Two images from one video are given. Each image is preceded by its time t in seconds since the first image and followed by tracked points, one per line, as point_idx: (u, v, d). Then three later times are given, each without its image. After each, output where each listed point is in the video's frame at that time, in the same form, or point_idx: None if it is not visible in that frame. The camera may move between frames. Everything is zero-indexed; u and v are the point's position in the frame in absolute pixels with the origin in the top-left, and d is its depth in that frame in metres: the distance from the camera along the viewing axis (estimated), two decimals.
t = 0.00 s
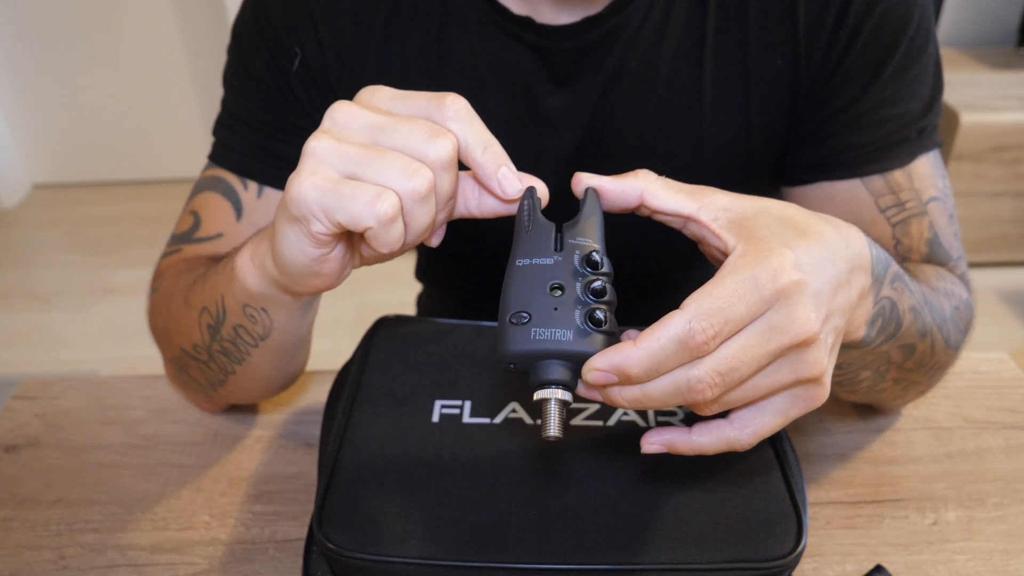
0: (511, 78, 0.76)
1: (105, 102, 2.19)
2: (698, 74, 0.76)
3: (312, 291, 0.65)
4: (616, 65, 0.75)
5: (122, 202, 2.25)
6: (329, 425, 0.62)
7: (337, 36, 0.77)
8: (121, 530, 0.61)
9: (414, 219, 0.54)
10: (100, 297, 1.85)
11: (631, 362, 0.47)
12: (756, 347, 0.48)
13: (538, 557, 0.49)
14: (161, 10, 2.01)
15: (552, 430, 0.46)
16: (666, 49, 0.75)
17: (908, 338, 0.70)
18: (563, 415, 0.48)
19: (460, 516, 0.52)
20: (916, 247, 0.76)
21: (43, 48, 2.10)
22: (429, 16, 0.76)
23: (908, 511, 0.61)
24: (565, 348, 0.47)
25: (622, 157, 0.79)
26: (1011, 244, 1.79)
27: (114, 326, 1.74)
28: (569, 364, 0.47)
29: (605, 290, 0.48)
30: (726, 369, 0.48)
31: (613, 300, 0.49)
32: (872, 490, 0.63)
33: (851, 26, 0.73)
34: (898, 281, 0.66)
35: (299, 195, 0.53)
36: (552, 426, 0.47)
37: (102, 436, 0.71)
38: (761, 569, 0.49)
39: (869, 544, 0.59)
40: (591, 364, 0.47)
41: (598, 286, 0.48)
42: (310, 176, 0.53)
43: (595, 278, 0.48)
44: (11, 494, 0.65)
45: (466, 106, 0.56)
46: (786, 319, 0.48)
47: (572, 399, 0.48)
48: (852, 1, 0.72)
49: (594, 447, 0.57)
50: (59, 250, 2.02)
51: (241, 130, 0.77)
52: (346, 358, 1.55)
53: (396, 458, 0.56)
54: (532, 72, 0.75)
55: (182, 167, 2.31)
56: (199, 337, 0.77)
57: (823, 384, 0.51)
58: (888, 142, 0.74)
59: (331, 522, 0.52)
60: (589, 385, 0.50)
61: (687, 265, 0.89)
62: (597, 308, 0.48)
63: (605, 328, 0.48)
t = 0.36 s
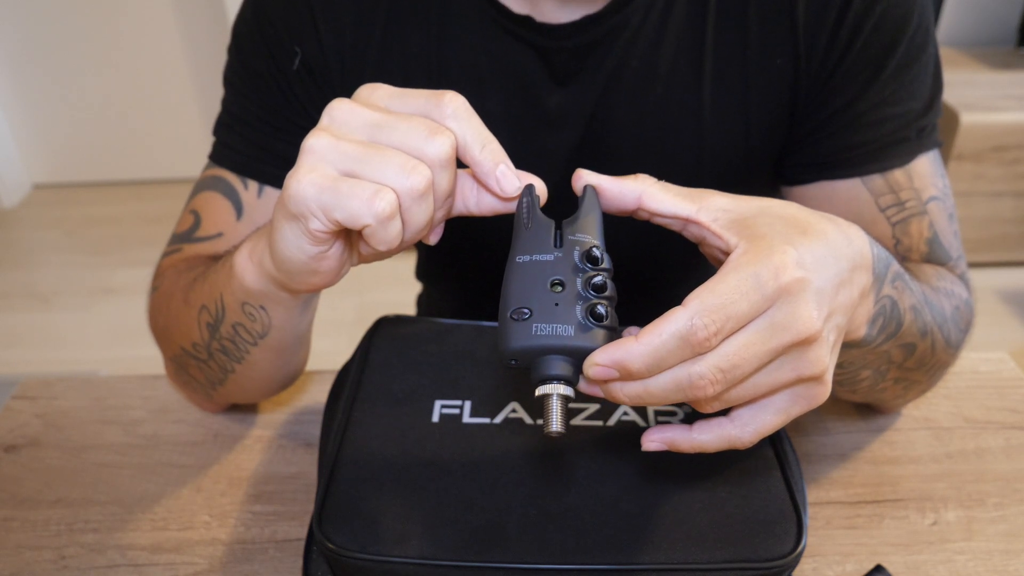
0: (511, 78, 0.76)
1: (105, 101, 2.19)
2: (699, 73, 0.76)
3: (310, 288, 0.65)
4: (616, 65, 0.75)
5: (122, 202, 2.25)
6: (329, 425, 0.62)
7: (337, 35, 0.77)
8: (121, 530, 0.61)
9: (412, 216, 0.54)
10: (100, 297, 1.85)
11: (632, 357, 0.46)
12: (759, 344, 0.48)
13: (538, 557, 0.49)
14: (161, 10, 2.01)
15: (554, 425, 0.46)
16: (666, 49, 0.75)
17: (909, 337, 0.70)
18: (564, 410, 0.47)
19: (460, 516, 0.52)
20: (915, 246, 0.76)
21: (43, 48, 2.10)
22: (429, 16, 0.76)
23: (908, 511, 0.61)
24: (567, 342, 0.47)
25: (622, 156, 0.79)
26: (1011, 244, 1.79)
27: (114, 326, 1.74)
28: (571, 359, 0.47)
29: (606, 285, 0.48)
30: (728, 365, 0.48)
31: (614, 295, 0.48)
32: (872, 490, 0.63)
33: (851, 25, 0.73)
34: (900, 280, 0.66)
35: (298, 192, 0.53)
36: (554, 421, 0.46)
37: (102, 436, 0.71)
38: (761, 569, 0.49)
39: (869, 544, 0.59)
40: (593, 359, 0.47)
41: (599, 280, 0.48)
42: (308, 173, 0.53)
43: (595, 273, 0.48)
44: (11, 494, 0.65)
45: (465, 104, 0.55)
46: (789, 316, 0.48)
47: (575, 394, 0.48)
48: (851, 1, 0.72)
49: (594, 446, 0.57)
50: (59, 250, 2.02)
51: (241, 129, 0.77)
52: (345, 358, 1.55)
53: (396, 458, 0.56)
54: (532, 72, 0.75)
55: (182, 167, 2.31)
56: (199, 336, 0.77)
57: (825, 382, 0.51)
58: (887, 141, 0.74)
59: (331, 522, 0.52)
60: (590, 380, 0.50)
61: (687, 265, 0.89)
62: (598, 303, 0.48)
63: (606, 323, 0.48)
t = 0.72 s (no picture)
0: (512, 78, 0.76)
1: (105, 101, 2.19)
2: (699, 73, 0.76)
3: (310, 291, 0.65)
4: (617, 64, 0.75)
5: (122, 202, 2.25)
6: (329, 425, 0.62)
7: (337, 35, 0.77)
8: (121, 530, 0.61)
9: (413, 225, 0.54)
10: (100, 296, 1.85)
11: (640, 353, 0.46)
12: (767, 341, 0.48)
13: (538, 557, 0.49)
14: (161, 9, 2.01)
15: (561, 420, 0.46)
16: (667, 49, 0.75)
17: (913, 336, 0.69)
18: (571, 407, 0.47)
19: (461, 515, 0.52)
20: (917, 246, 0.76)
21: (43, 48, 2.10)
22: (430, 16, 0.76)
23: (908, 511, 0.61)
24: (574, 338, 0.47)
25: (622, 156, 0.79)
26: (1010, 243, 1.79)
27: (114, 326, 1.74)
28: (577, 354, 0.47)
29: (611, 281, 0.48)
30: (736, 363, 0.48)
31: (619, 292, 0.49)
32: (872, 490, 0.63)
33: (853, 24, 0.73)
34: (903, 279, 0.65)
35: (298, 199, 0.53)
36: (561, 417, 0.46)
37: (103, 436, 0.71)
38: (762, 569, 0.49)
39: (869, 544, 0.59)
40: (600, 354, 0.47)
41: (604, 277, 0.48)
42: (309, 179, 0.52)
43: (599, 270, 0.49)
44: (11, 494, 0.65)
45: (467, 112, 0.56)
46: (798, 313, 0.48)
47: (580, 391, 0.48)
48: None
49: (594, 446, 0.57)
50: (59, 250, 2.02)
51: (242, 129, 0.77)
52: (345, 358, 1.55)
53: (396, 457, 0.56)
54: (533, 71, 0.75)
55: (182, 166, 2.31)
56: (198, 336, 0.77)
57: (832, 381, 0.51)
58: (889, 140, 0.74)
59: (331, 522, 0.52)
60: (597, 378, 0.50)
61: (687, 265, 0.89)
62: (604, 299, 0.48)
63: (612, 318, 0.48)
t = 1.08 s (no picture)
0: (512, 77, 0.76)
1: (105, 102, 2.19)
2: (700, 72, 0.76)
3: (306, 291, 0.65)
4: (617, 64, 0.75)
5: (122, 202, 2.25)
6: (328, 425, 0.62)
7: (338, 35, 0.76)
8: (121, 531, 0.61)
9: (407, 225, 0.54)
10: (100, 297, 1.84)
11: (637, 353, 0.46)
12: (764, 342, 0.48)
13: (538, 557, 0.49)
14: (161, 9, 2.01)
15: (556, 419, 0.46)
16: (667, 48, 0.75)
17: (912, 338, 0.69)
18: (567, 405, 0.47)
19: (461, 515, 0.52)
20: (917, 246, 0.76)
21: (43, 48, 2.10)
22: (430, 16, 0.76)
23: (908, 511, 0.61)
24: (571, 337, 0.47)
25: (622, 156, 0.79)
26: (1010, 243, 1.79)
27: (113, 326, 1.74)
28: (574, 352, 0.47)
29: (609, 280, 0.48)
30: (734, 363, 0.48)
31: (617, 291, 0.49)
32: (872, 490, 0.63)
33: (855, 24, 0.73)
34: (903, 282, 0.65)
35: (292, 197, 0.53)
36: (556, 415, 0.46)
37: (103, 436, 0.71)
38: (762, 569, 0.49)
39: (869, 544, 0.59)
40: (597, 353, 0.47)
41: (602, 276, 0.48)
42: (304, 179, 0.52)
43: (598, 269, 0.49)
44: (11, 494, 0.65)
45: (462, 112, 0.55)
46: (795, 314, 0.48)
47: (577, 389, 0.47)
48: None
49: (594, 446, 0.57)
50: (59, 250, 2.02)
51: (243, 129, 0.77)
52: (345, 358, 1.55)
53: (397, 457, 0.56)
54: (533, 71, 0.75)
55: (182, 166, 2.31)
56: (198, 334, 0.77)
57: (828, 383, 0.51)
58: (891, 140, 0.74)
59: (331, 522, 0.52)
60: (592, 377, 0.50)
61: (687, 265, 0.89)
62: (602, 298, 0.48)
63: (609, 317, 0.48)
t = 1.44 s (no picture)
0: (511, 78, 0.76)
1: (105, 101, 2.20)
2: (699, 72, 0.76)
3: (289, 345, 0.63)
4: (616, 63, 0.75)
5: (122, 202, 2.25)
6: (329, 424, 0.62)
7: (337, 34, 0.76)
8: (121, 530, 0.61)
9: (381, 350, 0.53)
10: (100, 297, 1.84)
11: (626, 357, 0.46)
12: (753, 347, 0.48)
13: (539, 558, 0.49)
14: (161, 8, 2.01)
15: (545, 423, 0.46)
16: (666, 48, 0.75)
17: (909, 340, 0.69)
18: (557, 407, 0.47)
19: (461, 516, 0.52)
20: (917, 247, 0.76)
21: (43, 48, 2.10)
22: (429, 16, 0.76)
23: (908, 511, 0.61)
24: (560, 341, 0.47)
25: (622, 156, 0.79)
26: (1011, 243, 1.79)
27: (113, 326, 1.74)
28: (564, 356, 0.47)
29: (598, 286, 0.48)
30: (722, 369, 0.48)
31: (607, 297, 0.49)
32: (872, 489, 0.63)
33: (855, 23, 0.73)
34: (900, 285, 0.65)
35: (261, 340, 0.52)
36: (546, 420, 0.46)
37: (103, 436, 0.71)
38: (762, 569, 0.49)
39: (870, 544, 0.59)
40: (586, 358, 0.47)
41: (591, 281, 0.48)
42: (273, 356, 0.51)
43: (588, 275, 0.49)
44: (11, 494, 0.65)
45: (446, 325, 0.47)
46: (784, 320, 0.48)
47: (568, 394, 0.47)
48: None
49: (594, 446, 0.57)
50: (59, 250, 2.02)
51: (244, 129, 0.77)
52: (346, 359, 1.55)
53: (397, 457, 0.56)
54: (533, 70, 0.75)
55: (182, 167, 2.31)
56: (192, 351, 0.73)
57: (819, 387, 0.51)
58: (891, 140, 0.74)
59: (331, 522, 0.52)
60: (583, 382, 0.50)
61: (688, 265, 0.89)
62: (591, 302, 0.48)
63: (599, 322, 0.48)
